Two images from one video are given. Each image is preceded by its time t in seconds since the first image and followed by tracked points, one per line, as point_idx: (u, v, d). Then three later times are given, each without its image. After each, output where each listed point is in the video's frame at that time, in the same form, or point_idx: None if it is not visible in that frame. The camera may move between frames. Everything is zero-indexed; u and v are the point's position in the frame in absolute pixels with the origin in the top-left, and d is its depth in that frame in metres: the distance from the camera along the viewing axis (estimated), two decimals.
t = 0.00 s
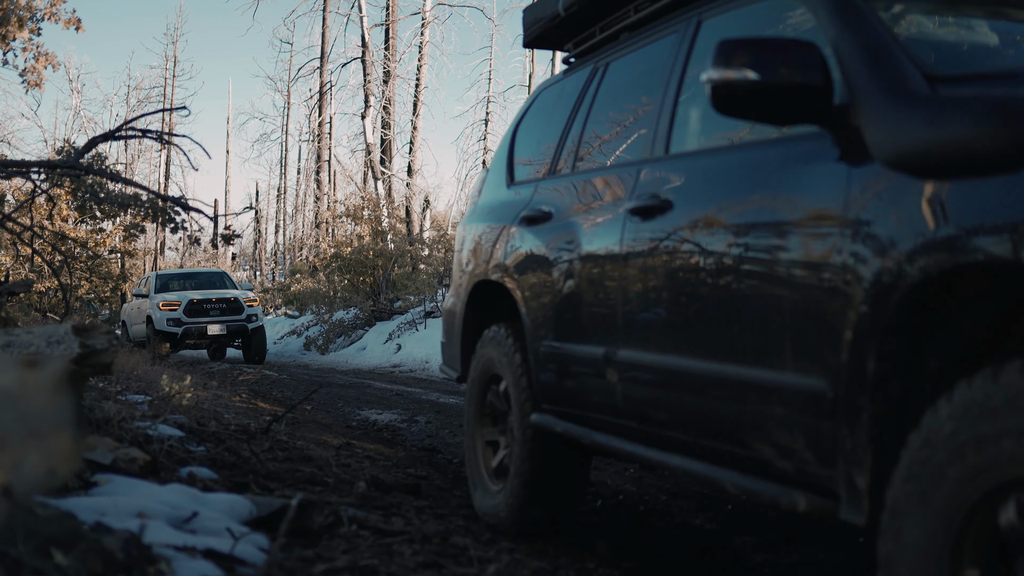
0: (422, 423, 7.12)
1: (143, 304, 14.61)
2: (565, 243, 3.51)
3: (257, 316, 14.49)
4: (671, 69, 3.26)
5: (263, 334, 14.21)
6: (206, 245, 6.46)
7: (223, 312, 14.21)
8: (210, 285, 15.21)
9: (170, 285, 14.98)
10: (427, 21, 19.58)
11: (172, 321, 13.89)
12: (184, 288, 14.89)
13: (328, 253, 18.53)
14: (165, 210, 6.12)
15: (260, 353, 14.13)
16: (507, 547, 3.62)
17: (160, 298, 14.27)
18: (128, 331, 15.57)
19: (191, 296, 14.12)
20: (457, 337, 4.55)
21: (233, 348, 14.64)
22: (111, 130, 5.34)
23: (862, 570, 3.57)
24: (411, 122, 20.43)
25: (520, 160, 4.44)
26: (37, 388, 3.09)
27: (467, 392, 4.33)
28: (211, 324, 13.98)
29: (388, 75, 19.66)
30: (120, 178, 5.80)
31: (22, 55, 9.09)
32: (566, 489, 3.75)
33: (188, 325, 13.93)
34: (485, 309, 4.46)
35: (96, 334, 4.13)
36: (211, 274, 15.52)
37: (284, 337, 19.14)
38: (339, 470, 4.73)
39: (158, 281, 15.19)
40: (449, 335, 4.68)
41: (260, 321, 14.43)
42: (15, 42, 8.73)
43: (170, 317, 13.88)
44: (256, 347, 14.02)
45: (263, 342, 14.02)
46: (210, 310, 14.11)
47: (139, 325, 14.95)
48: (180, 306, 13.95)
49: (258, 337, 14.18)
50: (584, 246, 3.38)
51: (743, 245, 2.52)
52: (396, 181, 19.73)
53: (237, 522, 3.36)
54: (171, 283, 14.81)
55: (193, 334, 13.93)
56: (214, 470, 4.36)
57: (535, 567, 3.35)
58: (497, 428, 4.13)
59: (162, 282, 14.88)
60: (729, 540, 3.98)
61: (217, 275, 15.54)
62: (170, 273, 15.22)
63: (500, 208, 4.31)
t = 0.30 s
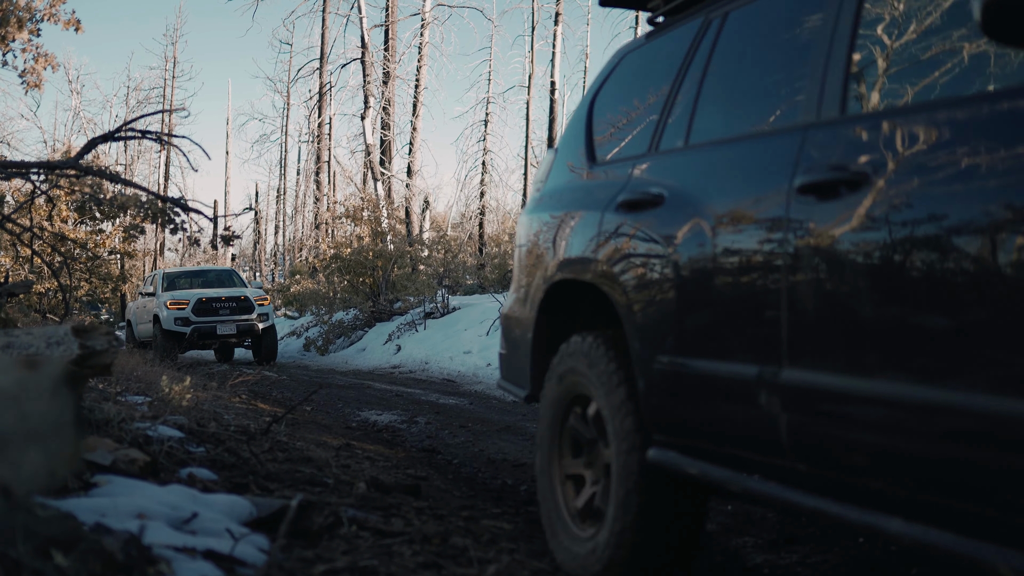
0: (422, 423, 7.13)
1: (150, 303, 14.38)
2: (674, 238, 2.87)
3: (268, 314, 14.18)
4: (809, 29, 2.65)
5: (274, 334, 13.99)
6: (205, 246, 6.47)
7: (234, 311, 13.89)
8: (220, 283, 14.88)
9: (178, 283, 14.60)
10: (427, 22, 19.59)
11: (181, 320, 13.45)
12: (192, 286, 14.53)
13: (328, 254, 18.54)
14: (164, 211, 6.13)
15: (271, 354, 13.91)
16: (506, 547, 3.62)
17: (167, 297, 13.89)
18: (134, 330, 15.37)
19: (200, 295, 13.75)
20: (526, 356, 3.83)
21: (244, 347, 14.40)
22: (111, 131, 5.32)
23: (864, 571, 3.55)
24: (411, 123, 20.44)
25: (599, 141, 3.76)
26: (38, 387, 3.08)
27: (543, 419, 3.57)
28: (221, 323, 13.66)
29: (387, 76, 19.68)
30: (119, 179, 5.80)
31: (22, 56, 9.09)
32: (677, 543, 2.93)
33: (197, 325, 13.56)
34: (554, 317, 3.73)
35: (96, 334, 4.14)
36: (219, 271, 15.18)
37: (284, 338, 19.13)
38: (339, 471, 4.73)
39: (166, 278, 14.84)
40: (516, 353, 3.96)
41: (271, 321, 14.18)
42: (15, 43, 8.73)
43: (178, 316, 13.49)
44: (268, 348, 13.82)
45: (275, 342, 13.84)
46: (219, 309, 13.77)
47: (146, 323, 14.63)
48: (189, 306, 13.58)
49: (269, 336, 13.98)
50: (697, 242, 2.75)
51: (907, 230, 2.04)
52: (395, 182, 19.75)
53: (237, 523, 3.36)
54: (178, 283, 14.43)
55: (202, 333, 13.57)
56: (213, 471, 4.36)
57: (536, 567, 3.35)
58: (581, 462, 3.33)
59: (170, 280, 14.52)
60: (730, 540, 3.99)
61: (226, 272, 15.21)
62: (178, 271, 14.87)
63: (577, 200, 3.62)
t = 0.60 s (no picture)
0: (421, 423, 7.15)
1: (156, 301, 14.13)
2: (751, 218, 2.56)
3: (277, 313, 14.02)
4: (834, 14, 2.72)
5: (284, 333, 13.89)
6: (205, 247, 6.46)
7: (242, 310, 13.69)
8: (226, 282, 14.67)
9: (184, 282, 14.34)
10: (427, 23, 19.59)
11: (188, 318, 13.20)
12: (199, 285, 14.27)
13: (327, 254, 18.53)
14: (163, 211, 6.12)
15: (281, 354, 13.78)
16: (506, 547, 3.61)
17: (174, 295, 13.63)
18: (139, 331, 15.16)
19: (208, 292, 13.51)
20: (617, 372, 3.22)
21: (251, 347, 14.26)
22: (110, 132, 5.32)
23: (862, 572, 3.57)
24: (410, 123, 20.45)
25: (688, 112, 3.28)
26: (37, 388, 3.06)
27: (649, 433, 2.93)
28: (229, 322, 13.45)
29: (387, 77, 19.67)
30: (118, 179, 5.78)
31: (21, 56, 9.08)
32: None
33: (205, 324, 13.33)
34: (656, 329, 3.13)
35: (96, 334, 4.14)
36: (226, 269, 14.95)
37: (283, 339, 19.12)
38: (339, 471, 4.72)
39: (172, 277, 14.58)
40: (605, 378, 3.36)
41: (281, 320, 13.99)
42: (14, 43, 8.71)
43: (185, 315, 13.23)
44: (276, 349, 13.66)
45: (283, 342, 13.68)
46: (228, 308, 13.55)
47: (152, 323, 14.37)
48: (196, 304, 13.34)
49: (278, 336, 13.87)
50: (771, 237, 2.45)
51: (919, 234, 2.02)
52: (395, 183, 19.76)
53: (237, 523, 3.36)
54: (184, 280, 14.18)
55: (210, 332, 13.35)
56: (212, 471, 4.36)
57: (536, 568, 3.35)
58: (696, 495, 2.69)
59: (176, 278, 14.26)
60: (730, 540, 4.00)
61: (233, 270, 15.00)
62: (184, 269, 14.61)
63: (648, 184, 3.29)
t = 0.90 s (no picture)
0: (421, 424, 7.16)
1: (161, 302, 13.67)
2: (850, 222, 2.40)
3: (287, 312, 13.61)
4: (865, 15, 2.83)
5: (294, 334, 13.56)
6: (204, 247, 6.45)
7: (251, 309, 13.25)
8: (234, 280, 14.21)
9: (190, 281, 13.86)
10: (426, 23, 19.61)
11: (193, 319, 12.75)
12: (206, 284, 13.81)
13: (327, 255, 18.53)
14: (162, 212, 6.11)
15: (291, 356, 13.45)
16: (506, 549, 3.61)
17: (179, 295, 13.17)
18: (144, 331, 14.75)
19: (216, 292, 13.04)
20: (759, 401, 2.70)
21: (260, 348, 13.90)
22: (109, 133, 5.31)
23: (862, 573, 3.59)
24: (410, 124, 20.45)
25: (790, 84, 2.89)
26: (39, 389, 3.05)
27: (821, 465, 2.41)
28: (237, 322, 13.01)
29: (387, 77, 19.68)
30: (118, 179, 5.78)
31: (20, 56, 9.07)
32: None
33: (213, 324, 12.88)
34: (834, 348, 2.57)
35: (95, 335, 4.14)
36: (233, 267, 14.50)
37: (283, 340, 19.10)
38: (338, 472, 4.73)
39: (177, 276, 14.12)
40: (746, 398, 2.76)
41: (290, 319, 13.67)
42: (13, 44, 8.70)
43: (191, 315, 12.77)
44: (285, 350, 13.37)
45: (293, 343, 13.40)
46: (236, 307, 13.10)
47: (158, 323, 13.92)
48: (203, 304, 12.88)
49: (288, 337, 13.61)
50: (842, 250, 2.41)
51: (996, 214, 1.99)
52: (395, 184, 19.75)
53: (237, 524, 3.36)
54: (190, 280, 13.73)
55: (218, 332, 12.90)
56: (212, 472, 4.36)
57: (536, 568, 3.35)
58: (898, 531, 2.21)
59: (182, 277, 13.79)
60: (729, 541, 4.01)
61: (240, 267, 14.55)
62: (190, 267, 14.13)
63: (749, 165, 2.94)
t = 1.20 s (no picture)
0: (420, 425, 7.15)
1: (169, 300, 13.02)
2: None
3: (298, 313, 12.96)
4: None
5: (305, 334, 12.96)
6: (204, 248, 6.46)
7: (260, 309, 12.55)
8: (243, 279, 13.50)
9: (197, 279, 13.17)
10: (426, 24, 19.61)
11: (201, 319, 12.07)
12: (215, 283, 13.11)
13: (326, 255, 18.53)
14: (162, 212, 6.11)
15: (302, 359, 12.87)
16: (506, 550, 3.61)
17: (186, 294, 12.48)
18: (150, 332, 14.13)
19: (224, 290, 12.35)
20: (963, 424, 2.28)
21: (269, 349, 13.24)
22: (108, 133, 5.31)
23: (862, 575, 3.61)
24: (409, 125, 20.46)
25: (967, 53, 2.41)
26: (37, 390, 3.05)
27: None
28: (247, 322, 12.32)
29: (386, 77, 19.68)
30: (117, 179, 5.79)
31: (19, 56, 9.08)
32: None
33: (221, 325, 12.17)
34: None
35: (94, 335, 4.14)
36: (243, 266, 13.84)
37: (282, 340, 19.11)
38: (337, 473, 4.72)
39: (184, 274, 13.45)
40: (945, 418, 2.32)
41: (301, 319, 12.98)
42: (12, 44, 8.71)
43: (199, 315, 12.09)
44: (296, 351, 12.77)
45: (304, 345, 12.79)
46: (245, 307, 12.40)
47: (165, 323, 13.28)
48: (211, 303, 12.19)
49: (298, 338, 13.01)
50: None
51: None
52: (395, 184, 19.76)
53: (236, 525, 3.36)
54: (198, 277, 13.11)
55: (226, 333, 12.21)
56: (212, 473, 4.36)
57: (536, 569, 3.35)
58: None
59: (189, 276, 13.11)
60: (730, 542, 4.01)
61: (250, 266, 13.89)
62: (198, 265, 13.45)
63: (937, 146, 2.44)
